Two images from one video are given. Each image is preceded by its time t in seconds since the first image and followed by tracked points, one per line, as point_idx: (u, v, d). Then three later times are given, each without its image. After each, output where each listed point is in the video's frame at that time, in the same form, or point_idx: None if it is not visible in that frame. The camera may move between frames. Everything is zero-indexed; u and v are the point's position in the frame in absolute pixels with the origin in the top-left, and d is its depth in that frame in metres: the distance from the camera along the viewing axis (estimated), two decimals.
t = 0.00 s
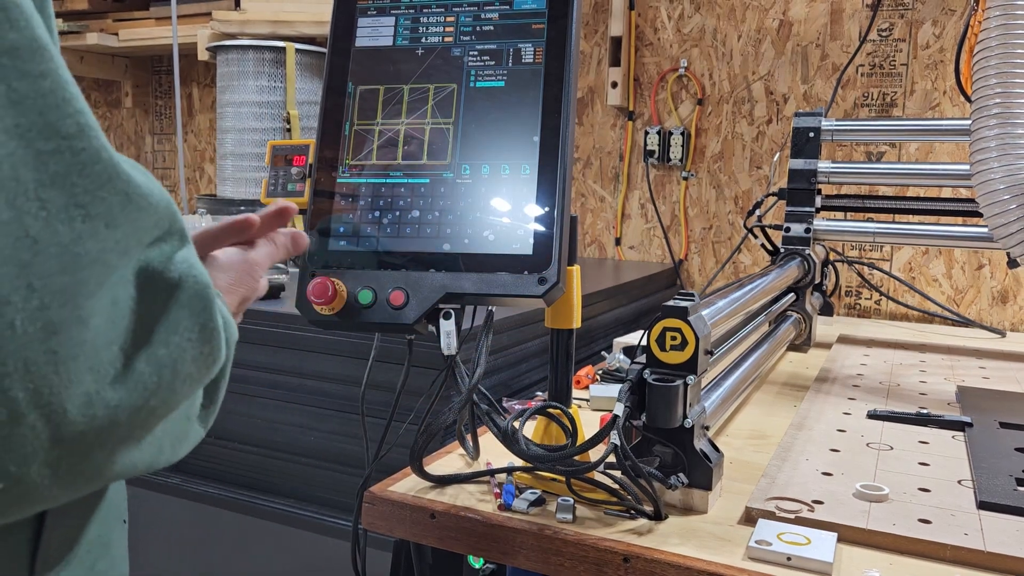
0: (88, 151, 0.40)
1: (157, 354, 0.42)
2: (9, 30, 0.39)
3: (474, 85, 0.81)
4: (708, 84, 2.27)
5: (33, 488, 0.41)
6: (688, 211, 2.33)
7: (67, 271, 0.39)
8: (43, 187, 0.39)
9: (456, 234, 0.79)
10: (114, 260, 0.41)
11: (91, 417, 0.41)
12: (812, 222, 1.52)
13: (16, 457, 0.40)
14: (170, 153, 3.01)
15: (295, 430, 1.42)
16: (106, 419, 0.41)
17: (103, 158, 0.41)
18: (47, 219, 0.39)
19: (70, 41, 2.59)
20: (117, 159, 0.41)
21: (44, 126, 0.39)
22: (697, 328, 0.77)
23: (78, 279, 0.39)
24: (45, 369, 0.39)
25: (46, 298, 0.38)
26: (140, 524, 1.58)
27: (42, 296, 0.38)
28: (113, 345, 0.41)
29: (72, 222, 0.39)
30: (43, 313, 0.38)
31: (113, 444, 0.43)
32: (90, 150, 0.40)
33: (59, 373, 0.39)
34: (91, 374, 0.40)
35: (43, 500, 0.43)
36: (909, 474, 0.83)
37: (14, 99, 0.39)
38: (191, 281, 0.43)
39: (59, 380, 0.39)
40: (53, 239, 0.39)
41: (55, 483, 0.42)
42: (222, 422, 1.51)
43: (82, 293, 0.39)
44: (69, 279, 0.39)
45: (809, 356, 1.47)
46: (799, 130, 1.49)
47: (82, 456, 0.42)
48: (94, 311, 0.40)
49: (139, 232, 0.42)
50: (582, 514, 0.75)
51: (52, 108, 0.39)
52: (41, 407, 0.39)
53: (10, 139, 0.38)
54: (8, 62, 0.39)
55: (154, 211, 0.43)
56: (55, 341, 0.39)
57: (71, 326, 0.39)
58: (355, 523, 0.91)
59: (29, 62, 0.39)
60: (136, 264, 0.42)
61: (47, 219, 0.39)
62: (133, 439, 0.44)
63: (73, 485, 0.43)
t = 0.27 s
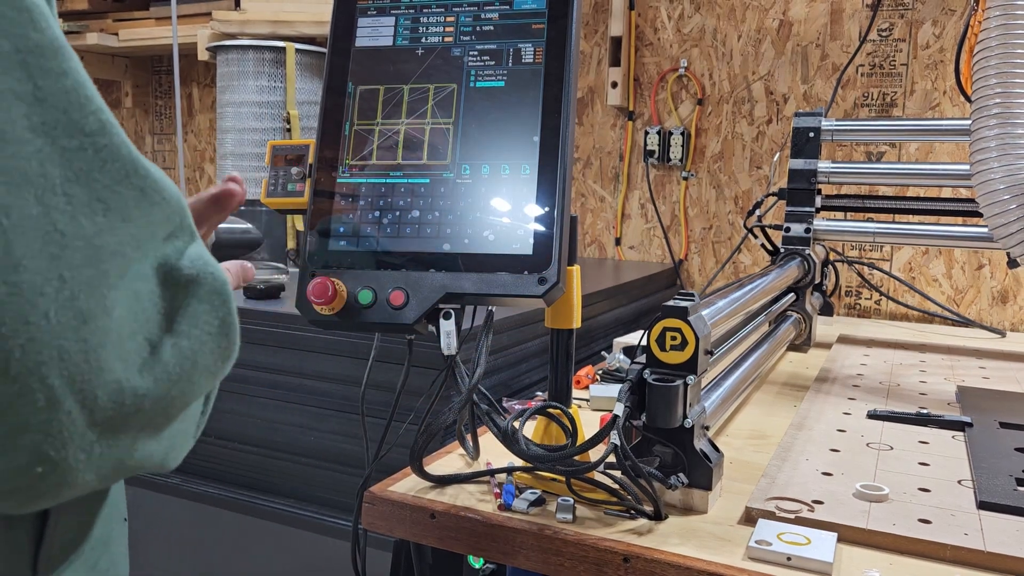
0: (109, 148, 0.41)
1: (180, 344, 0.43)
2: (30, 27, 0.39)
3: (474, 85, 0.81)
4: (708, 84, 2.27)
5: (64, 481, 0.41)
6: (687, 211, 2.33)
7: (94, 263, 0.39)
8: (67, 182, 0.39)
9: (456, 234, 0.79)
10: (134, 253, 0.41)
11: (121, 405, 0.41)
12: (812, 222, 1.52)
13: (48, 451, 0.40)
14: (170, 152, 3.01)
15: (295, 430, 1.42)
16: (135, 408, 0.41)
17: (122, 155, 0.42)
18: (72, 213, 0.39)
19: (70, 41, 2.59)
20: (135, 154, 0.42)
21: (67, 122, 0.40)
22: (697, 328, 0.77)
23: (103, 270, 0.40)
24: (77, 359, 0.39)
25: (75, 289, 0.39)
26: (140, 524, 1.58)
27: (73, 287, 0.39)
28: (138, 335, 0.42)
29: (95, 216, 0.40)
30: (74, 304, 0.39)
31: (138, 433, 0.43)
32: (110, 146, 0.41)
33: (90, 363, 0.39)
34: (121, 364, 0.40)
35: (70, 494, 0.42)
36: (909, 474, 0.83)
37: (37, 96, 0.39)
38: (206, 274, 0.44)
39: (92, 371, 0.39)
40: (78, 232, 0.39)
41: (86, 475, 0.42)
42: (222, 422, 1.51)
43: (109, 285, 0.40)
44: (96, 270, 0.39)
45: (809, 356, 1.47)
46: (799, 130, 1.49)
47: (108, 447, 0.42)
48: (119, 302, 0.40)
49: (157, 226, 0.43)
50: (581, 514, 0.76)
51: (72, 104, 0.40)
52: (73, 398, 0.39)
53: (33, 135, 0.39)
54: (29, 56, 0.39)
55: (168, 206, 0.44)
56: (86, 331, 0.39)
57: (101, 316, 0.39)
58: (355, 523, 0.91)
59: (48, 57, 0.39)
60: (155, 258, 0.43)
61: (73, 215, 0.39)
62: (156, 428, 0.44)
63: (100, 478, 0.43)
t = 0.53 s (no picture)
0: (88, 155, 0.41)
1: (157, 355, 0.43)
2: (9, 35, 0.39)
3: (474, 85, 0.81)
4: (708, 84, 2.27)
5: (38, 492, 0.42)
6: (688, 211, 2.33)
7: (72, 274, 0.40)
8: (45, 191, 0.39)
9: (456, 234, 0.79)
10: (113, 262, 0.41)
11: (95, 418, 0.41)
12: (812, 222, 1.52)
13: (21, 463, 0.40)
14: (170, 153, 3.01)
15: (295, 430, 1.42)
16: (109, 421, 0.42)
17: (103, 162, 0.41)
18: (49, 222, 0.39)
19: (70, 41, 2.59)
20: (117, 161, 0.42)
21: (46, 131, 0.40)
22: (697, 328, 0.77)
23: (81, 281, 0.40)
24: (49, 373, 0.39)
25: (49, 302, 0.39)
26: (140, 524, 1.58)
27: (46, 300, 0.39)
28: (113, 348, 0.42)
29: (73, 225, 0.40)
30: (47, 317, 0.39)
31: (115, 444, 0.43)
32: (90, 153, 0.41)
33: (64, 376, 0.40)
34: (96, 378, 0.41)
35: (49, 503, 0.43)
36: (909, 474, 0.83)
37: (15, 103, 0.39)
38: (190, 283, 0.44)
39: (64, 384, 0.40)
40: (57, 243, 0.39)
41: (60, 487, 0.42)
42: (222, 422, 1.51)
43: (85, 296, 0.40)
44: (73, 282, 0.40)
45: (809, 356, 1.47)
46: (799, 130, 1.49)
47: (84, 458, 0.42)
48: (96, 314, 0.40)
49: (139, 234, 0.43)
50: (582, 514, 0.75)
51: (51, 111, 0.40)
52: (46, 410, 0.40)
53: (11, 143, 0.39)
54: (8, 64, 0.39)
55: (152, 213, 0.43)
56: (59, 344, 0.39)
57: (77, 329, 0.40)
58: (355, 523, 0.91)
59: (26, 63, 0.39)
60: (135, 266, 0.43)
61: (51, 224, 0.39)
62: (136, 439, 0.44)
63: (77, 488, 0.44)
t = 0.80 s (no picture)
0: (72, 171, 0.36)
1: (145, 375, 0.37)
2: None
3: (474, 85, 0.81)
4: (708, 84, 2.27)
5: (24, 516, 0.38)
6: (688, 211, 2.33)
7: (47, 294, 0.35)
8: (22, 211, 0.35)
9: (456, 234, 0.79)
10: (99, 281, 0.36)
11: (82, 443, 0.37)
12: (812, 222, 1.52)
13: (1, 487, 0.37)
14: (170, 152, 3.01)
15: (294, 430, 1.42)
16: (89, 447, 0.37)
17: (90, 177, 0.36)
18: (26, 243, 0.35)
19: (70, 41, 2.59)
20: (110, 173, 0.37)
21: (26, 149, 0.35)
22: (697, 328, 0.77)
23: (59, 302, 0.35)
24: (22, 398, 0.35)
25: (21, 321, 0.35)
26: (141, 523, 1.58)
27: (18, 319, 0.35)
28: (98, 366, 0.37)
29: (56, 245, 0.35)
30: (20, 338, 0.35)
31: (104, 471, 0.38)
32: (75, 168, 0.36)
33: (41, 402, 0.35)
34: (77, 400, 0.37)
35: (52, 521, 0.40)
36: (909, 474, 0.83)
37: None
38: (185, 298, 0.38)
39: (39, 410, 0.35)
40: (35, 263, 0.35)
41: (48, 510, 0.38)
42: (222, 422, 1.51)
43: (62, 317, 0.35)
44: (53, 304, 0.35)
45: (809, 356, 1.47)
46: (799, 130, 1.49)
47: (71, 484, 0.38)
48: (81, 335, 0.36)
49: (131, 251, 0.37)
50: (582, 514, 0.75)
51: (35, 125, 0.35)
52: (20, 436, 0.36)
53: None
54: None
55: (149, 226, 0.38)
56: (32, 370, 0.35)
57: (51, 350, 0.35)
58: (355, 523, 0.91)
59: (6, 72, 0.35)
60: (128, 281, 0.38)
61: (28, 244, 0.35)
62: (127, 466, 0.39)
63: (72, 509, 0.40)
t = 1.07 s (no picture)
0: (85, 150, 0.38)
1: (156, 352, 0.40)
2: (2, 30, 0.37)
3: (474, 85, 0.81)
4: (708, 84, 2.27)
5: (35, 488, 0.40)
6: (688, 211, 2.33)
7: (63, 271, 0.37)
8: (37, 189, 0.37)
9: (456, 234, 0.79)
10: (111, 258, 0.39)
11: (94, 415, 0.39)
12: (812, 222, 1.52)
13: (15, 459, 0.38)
14: (170, 153, 3.01)
15: (294, 430, 1.42)
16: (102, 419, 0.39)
17: (101, 157, 0.39)
18: (41, 220, 0.37)
19: (70, 41, 2.59)
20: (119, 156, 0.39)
21: (40, 127, 0.38)
22: (697, 328, 0.77)
23: (75, 278, 0.37)
24: (40, 371, 0.37)
25: (39, 298, 0.37)
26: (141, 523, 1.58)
27: (36, 296, 0.37)
28: (110, 342, 0.39)
29: (69, 222, 0.38)
30: (36, 314, 0.37)
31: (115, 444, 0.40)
32: (87, 147, 0.38)
33: (55, 375, 0.37)
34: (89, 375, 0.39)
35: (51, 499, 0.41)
36: (909, 474, 0.83)
37: (6, 99, 0.37)
38: (192, 277, 0.41)
39: (56, 382, 0.37)
40: (49, 239, 0.37)
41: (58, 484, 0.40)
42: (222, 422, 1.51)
43: (78, 292, 0.37)
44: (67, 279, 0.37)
45: (809, 356, 1.47)
46: (799, 130, 1.49)
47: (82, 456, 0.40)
48: (92, 311, 0.38)
49: (139, 229, 0.40)
50: (582, 514, 0.75)
51: (49, 106, 0.38)
52: (37, 408, 0.37)
53: (6, 140, 0.37)
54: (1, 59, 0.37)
55: (154, 207, 0.41)
56: (49, 343, 0.37)
57: (65, 326, 0.37)
58: (355, 523, 0.91)
59: (19, 58, 0.37)
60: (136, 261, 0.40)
61: (43, 221, 0.37)
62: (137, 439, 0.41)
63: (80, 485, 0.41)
